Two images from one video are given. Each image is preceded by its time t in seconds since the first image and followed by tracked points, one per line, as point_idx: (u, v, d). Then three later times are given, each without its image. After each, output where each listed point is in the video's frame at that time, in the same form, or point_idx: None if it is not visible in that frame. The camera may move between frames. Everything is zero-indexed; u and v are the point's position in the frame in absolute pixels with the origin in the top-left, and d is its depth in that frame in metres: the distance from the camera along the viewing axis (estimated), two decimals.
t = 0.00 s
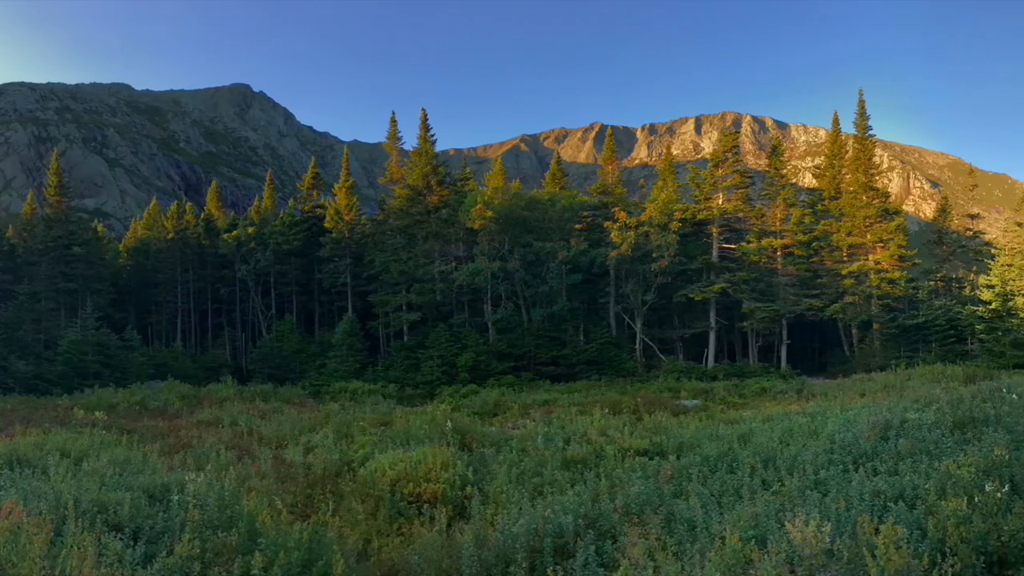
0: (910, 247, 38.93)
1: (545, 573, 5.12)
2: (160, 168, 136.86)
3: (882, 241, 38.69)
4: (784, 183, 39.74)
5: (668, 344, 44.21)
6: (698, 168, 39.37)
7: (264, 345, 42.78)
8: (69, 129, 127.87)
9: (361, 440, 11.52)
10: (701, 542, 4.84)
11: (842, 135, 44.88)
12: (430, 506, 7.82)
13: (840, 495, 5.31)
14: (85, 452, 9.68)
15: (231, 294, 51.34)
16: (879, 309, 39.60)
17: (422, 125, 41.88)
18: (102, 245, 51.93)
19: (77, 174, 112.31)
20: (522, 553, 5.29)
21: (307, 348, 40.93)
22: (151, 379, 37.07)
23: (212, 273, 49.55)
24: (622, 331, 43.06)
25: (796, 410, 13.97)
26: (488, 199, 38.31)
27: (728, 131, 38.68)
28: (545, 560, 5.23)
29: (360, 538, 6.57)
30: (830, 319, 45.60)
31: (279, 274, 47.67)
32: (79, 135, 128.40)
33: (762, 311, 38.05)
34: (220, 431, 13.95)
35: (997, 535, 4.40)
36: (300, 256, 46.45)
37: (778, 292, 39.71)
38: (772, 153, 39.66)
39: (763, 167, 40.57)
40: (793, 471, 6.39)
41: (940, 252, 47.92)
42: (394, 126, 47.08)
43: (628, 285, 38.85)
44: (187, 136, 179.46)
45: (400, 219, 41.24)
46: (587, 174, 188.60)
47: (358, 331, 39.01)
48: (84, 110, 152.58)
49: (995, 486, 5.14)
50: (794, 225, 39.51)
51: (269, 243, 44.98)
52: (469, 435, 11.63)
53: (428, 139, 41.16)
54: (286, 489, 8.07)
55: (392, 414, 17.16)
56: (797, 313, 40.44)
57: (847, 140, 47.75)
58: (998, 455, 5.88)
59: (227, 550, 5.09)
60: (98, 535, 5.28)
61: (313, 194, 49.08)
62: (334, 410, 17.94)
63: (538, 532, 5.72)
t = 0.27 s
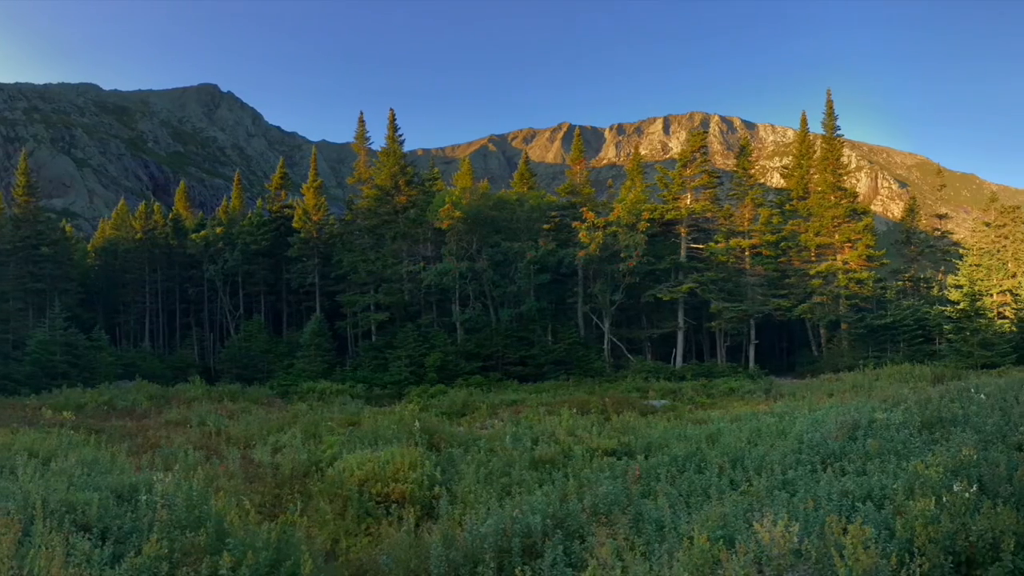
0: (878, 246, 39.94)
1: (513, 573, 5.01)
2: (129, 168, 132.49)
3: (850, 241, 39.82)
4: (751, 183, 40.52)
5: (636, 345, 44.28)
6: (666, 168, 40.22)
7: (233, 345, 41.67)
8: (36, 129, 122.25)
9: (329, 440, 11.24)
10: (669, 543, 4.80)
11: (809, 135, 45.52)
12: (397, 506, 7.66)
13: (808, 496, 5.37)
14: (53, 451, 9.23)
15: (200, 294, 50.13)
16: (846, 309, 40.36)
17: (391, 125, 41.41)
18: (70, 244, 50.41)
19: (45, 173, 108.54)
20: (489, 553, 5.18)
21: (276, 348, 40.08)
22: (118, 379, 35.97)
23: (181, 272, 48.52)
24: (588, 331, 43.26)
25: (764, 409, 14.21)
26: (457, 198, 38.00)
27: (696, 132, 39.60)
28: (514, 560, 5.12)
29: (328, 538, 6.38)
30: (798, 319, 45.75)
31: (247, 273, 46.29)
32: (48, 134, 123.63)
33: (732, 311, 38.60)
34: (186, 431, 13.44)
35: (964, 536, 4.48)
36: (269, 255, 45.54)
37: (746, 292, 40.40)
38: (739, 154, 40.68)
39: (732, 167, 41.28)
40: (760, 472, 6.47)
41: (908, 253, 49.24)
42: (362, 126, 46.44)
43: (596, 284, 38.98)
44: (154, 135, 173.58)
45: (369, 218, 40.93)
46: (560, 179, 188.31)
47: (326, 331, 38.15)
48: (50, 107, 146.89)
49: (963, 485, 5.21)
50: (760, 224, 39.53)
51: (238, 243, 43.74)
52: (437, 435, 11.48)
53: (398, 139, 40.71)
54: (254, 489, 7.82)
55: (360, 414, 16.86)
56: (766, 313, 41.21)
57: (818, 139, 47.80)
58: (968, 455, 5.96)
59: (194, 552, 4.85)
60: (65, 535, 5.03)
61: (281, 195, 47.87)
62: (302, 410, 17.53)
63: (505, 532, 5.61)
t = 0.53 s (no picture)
0: (845, 247, 40.06)
1: (481, 573, 4.85)
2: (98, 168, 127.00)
3: (818, 241, 39.85)
4: (719, 183, 41.24)
5: (603, 344, 44.72)
6: (634, 168, 40.09)
7: (200, 344, 40.65)
8: None
9: (297, 440, 10.88)
10: (637, 542, 4.73)
11: (779, 134, 46.20)
12: (365, 506, 7.41)
13: (777, 496, 5.42)
14: (17, 452, 8.67)
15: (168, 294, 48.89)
16: (815, 309, 40.89)
17: (358, 126, 40.68)
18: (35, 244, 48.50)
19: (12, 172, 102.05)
20: (458, 553, 5.01)
21: (244, 348, 38.77)
22: (85, 378, 35.02)
23: (148, 273, 47.04)
24: (557, 331, 43.56)
25: (731, 409, 14.45)
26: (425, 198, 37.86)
27: (663, 132, 39.56)
28: (482, 560, 4.96)
29: (296, 538, 6.15)
30: (767, 319, 46.97)
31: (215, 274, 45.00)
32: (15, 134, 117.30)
33: (698, 311, 39.00)
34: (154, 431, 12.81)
35: (932, 536, 4.54)
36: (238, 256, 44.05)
37: (714, 292, 41.13)
38: (708, 154, 41.23)
39: (700, 167, 41.90)
40: (728, 472, 6.50)
41: (875, 253, 49.84)
42: (331, 126, 45.59)
43: (563, 284, 38.89)
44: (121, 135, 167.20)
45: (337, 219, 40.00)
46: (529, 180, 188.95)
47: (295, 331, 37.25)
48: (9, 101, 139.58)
49: (930, 486, 5.31)
50: (729, 224, 40.73)
51: (204, 243, 42.60)
52: (405, 435, 11.24)
53: (364, 140, 40.04)
54: (221, 489, 7.53)
55: (328, 414, 16.48)
56: (734, 312, 42.10)
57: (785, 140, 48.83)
58: (935, 455, 6.09)
59: (164, 551, 4.60)
60: (31, 535, 4.75)
61: (249, 195, 45.93)
62: (271, 410, 17.01)
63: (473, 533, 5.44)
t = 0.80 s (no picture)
0: (814, 246, 41.25)
1: (450, 574, 4.68)
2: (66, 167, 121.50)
3: (786, 241, 41.11)
4: (687, 183, 42.01)
5: (571, 345, 44.66)
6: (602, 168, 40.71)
7: (168, 344, 39.47)
8: None
9: (264, 440, 10.55)
10: (606, 542, 4.66)
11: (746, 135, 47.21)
12: (334, 506, 7.18)
13: (745, 496, 5.48)
14: None
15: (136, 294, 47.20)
16: (783, 309, 41.86)
17: (325, 125, 39.99)
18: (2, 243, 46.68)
19: None
20: (427, 553, 4.86)
21: (213, 348, 37.61)
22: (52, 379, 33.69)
23: (117, 272, 45.44)
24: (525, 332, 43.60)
25: (698, 409, 14.61)
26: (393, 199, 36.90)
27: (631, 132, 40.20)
28: (450, 560, 4.79)
29: (263, 538, 5.92)
30: (735, 319, 47.74)
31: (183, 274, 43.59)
32: None
33: (666, 311, 39.51)
34: (122, 431, 12.22)
35: (900, 537, 4.61)
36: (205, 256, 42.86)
37: (682, 293, 41.41)
38: (676, 153, 41.90)
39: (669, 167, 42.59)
40: (696, 473, 6.54)
41: (844, 253, 51.48)
42: (297, 125, 44.77)
43: (531, 284, 39.24)
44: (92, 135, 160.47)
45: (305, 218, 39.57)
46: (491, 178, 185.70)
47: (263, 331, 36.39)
48: None
49: (898, 486, 5.41)
50: (697, 225, 40.67)
51: (172, 242, 41.27)
52: (373, 435, 11.00)
53: (332, 139, 39.37)
54: (188, 489, 7.24)
55: (296, 414, 16.08)
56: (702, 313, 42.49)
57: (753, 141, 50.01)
58: (902, 455, 6.22)
59: (131, 551, 4.38)
60: None
61: (218, 194, 44.80)
62: (238, 410, 16.50)
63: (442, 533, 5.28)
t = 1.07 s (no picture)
0: (782, 247, 41.19)
1: (417, 575, 4.59)
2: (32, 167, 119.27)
3: (754, 241, 40.94)
4: (655, 183, 41.94)
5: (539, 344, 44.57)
6: (570, 168, 40.49)
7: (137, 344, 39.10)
8: None
9: (233, 440, 10.38)
10: (574, 542, 4.59)
11: (714, 134, 47.42)
12: (301, 506, 7.07)
13: (713, 496, 5.49)
14: None
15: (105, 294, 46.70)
16: (751, 309, 41.80)
17: (296, 125, 39.90)
18: None
19: None
20: (395, 552, 4.77)
21: (181, 348, 37.18)
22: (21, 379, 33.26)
23: (84, 272, 44.94)
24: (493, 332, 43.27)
25: (666, 409, 14.67)
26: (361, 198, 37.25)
27: (600, 132, 40.18)
28: (419, 560, 4.70)
29: (232, 539, 5.83)
30: (703, 319, 47.97)
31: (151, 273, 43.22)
32: None
33: (634, 311, 39.61)
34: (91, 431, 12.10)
35: (869, 536, 4.62)
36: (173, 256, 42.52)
37: (650, 293, 41.66)
38: (644, 153, 41.97)
39: (636, 167, 42.50)
40: (663, 472, 6.55)
41: (813, 252, 51.14)
42: (267, 126, 44.58)
43: (498, 285, 38.74)
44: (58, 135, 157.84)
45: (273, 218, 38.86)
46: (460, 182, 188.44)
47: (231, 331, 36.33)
48: None
49: (866, 486, 5.43)
50: (665, 224, 41.23)
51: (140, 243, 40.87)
52: (342, 435, 10.78)
53: (302, 139, 39.30)
54: (157, 489, 7.12)
55: (264, 414, 15.91)
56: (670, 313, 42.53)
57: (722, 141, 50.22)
58: (871, 455, 6.27)
59: (100, 550, 4.31)
60: None
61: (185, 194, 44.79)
62: (206, 411, 16.35)
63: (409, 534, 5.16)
